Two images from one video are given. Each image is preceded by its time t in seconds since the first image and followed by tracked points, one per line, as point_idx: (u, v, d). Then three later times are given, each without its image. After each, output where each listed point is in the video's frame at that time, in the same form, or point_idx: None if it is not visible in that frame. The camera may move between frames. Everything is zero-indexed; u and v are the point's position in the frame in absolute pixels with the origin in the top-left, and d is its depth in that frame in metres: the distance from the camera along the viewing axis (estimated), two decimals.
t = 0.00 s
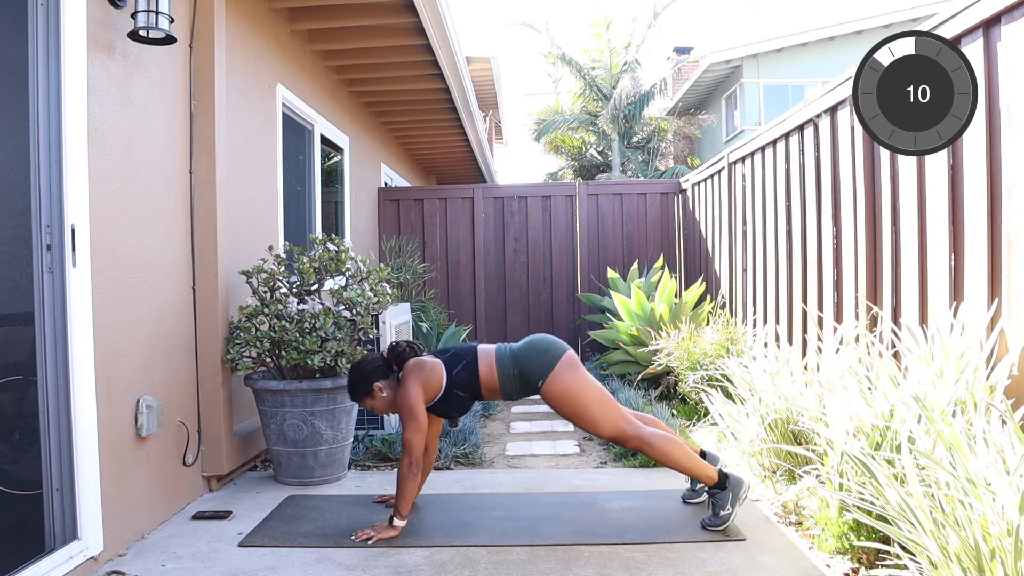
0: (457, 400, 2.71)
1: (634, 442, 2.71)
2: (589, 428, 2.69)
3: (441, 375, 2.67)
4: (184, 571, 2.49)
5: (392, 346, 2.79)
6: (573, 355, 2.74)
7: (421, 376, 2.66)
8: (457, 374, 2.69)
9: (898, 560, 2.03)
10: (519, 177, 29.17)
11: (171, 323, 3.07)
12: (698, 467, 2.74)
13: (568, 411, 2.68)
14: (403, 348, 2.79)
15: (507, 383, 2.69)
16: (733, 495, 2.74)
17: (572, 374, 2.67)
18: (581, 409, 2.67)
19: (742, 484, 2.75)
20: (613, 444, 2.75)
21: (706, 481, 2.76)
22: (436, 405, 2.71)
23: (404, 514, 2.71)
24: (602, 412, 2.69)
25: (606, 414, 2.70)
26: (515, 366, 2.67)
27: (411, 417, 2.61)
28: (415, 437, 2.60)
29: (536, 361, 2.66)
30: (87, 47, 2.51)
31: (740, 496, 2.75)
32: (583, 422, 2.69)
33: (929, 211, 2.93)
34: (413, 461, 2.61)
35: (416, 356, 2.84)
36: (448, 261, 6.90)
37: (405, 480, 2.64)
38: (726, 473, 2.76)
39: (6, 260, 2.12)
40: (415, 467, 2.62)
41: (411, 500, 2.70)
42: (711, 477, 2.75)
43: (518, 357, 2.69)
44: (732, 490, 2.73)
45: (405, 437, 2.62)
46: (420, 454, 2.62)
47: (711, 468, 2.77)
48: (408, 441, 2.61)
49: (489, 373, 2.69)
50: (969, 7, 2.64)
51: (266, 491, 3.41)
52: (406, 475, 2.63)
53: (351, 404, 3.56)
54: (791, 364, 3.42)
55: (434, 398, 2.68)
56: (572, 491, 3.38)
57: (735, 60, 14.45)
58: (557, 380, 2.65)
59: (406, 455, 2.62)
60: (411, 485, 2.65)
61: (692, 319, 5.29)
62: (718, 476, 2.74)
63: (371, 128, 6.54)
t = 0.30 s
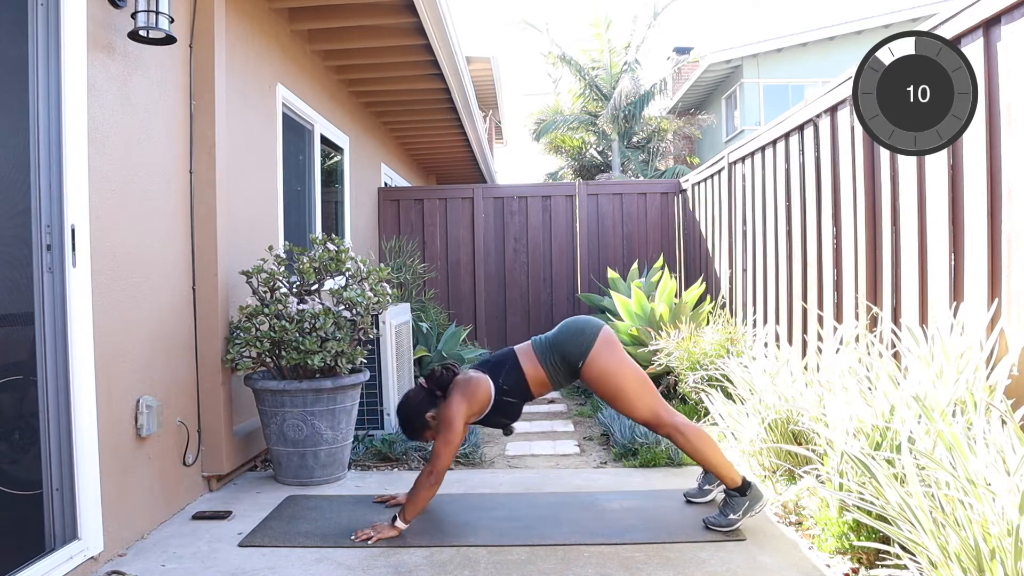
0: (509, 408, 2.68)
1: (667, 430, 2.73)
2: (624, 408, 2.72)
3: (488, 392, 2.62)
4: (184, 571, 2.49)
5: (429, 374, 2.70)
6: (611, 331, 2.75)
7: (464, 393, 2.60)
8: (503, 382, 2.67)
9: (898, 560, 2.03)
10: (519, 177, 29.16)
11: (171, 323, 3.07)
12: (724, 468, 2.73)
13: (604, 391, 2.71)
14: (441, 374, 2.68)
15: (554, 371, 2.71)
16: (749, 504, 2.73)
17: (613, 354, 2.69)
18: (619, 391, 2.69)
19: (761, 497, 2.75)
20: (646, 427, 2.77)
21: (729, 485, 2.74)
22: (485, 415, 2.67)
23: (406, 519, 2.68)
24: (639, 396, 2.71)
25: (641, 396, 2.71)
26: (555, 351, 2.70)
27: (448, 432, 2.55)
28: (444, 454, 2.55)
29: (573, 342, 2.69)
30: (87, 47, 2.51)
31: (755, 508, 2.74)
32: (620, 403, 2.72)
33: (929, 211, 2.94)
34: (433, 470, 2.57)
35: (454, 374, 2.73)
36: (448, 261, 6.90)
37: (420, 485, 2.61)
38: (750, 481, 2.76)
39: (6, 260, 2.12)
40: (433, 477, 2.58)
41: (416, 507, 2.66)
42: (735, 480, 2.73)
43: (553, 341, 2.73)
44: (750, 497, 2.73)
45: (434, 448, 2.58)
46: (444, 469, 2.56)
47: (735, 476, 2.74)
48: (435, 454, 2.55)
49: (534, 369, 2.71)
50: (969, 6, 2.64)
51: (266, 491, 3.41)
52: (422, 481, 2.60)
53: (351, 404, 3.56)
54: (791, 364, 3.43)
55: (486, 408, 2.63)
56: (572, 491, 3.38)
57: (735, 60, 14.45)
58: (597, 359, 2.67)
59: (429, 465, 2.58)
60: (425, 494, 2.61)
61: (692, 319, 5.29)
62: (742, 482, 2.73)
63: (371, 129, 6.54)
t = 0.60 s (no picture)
0: (548, 429, 2.75)
1: (681, 427, 2.73)
2: (640, 403, 2.72)
3: (525, 419, 2.67)
4: (184, 570, 2.49)
5: (464, 404, 2.79)
6: (623, 323, 2.74)
7: (500, 419, 2.65)
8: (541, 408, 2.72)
9: (898, 560, 2.03)
10: (519, 177, 29.14)
11: (171, 323, 3.07)
12: (735, 471, 2.72)
13: (621, 384, 2.71)
14: (474, 405, 2.77)
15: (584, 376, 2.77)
16: (755, 508, 2.72)
17: (629, 347, 2.70)
18: (636, 386, 2.69)
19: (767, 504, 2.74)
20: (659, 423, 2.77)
21: (736, 487, 2.73)
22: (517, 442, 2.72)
23: (410, 522, 2.70)
24: (656, 391, 2.71)
25: (656, 389, 2.71)
26: (577, 352, 2.73)
27: (476, 453, 2.58)
28: (467, 473, 2.58)
29: (591, 340, 2.70)
30: (87, 47, 2.51)
31: (760, 514, 2.74)
32: (636, 397, 2.71)
33: (929, 210, 2.93)
34: (451, 486, 2.59)
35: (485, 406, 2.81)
36: (448, 261, 6.90)
37: (434, 497, 2.63)
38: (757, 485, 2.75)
39: (6, 260, 2.12)
40: (448, 492, 2.60)
41: (422, 517, 2.67)
42: (744, 484, 2.72)
43: (571, 342, 2.77)
44: (756, 502, 2.72)
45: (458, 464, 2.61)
46: (463, 487, 2.59)
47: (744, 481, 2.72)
48: (457, 470, 2.58)
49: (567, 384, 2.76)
50: (969, 7, 2.64)
51: (266, 491, 3.41)
52: (437, 493, 2.62)
53: (351, 404, 3.56)
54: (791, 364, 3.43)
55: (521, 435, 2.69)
56: (573, 491, 3.38)
57: (735, 61, 14.45)
58: (614, 354, 2.68)
59: (449, 481, 2.61)
60: (434, 506, 2.63)
61: (692, 319, 5.29)
62: (750, 486, 2.72)
63: (371, 129, 6.54)
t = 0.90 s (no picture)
0: (563, 444, 2.76)
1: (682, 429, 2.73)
2: (640, 405, 2.72)
3: (538, 437, 2.69)
4: (184, 571, 2.49)
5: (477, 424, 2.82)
6: (620, 327, 2.73)
7: (514, 436, 2.68)
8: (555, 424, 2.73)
9: (898, 560, 2.03)
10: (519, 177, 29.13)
11: (171, 323, 3.07)
12: (735, 472, 2.72)
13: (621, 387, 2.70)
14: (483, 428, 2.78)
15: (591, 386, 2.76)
16: (756, 509, 2.72)
17: (627, 350, 2.69)
18: (635, 388, 2.69)
19: (767, 504, 2.74)
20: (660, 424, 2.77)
21: (737, 488, 2.73)
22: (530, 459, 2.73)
23: (410, 523, 2.71)
24: (655, 393, 2.71)
25: (655, 390, 2.70)
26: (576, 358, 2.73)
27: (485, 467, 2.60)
28: (473, 486, 2.59)
29: (588, 345, 2.69)
30: (87, 47, 2.51)
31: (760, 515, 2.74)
32: (636, 398, 2.71)
33: (929, 210, 2.93)
34: (456, 497, 2.62)
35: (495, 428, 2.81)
36: (448, 261, 6.90)
37: (437, 505, 2.66)
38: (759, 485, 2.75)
39: (5, 260, 2.12)
40: (452, 502, 2.63)
41: (422, 520, 2.69)
42: (745, 485, 2.72)
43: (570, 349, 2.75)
44: (757, 503, 2.72)
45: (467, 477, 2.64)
46: (468, 499, 2.61)
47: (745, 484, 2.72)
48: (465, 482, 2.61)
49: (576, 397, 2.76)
50: (969, 7, 2.64)
51: (266, 491, 3.41)
52: (441, 502, 2.65)
53: (351, 404, 3.56)
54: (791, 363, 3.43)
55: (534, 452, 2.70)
56: (573, 491, 3.38)
57: (736, 61, 14.46)
58: (611, 357, 2.67)
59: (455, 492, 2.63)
60: (437, 514, 2.66)
61: (692, 319, 5.29)
62: (751, 486, 2.72)
63: (371, 129, 6.54)
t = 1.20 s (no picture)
0: (537, 422, 2.74)
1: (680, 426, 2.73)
2: (639, 402, 2.73)
3: (515, 410, 2.66)
4: (184, 571, 2.49)
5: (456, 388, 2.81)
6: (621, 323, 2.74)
7: (491, 409, 2.64)
8: (533, 400, 2.72)
9: (898, 560, 2.03)
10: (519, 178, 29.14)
11: (171, 323, 3.07)
12: (731, 469, 2.72)
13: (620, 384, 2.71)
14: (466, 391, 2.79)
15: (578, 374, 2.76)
16: (753, 505, 2.73)
17: (627, 346, 2.70)
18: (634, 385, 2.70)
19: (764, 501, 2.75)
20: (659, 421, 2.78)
21: (734, 485, 2.73)
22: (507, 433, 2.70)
23: (410, 520, 2.69)
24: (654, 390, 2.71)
25: (654, 388, 2.71)
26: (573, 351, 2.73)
27: (468, 444, 2.58)
28: (460, 465, 2.57)
29: (587, 340, 2.70)
30: (87, 47, 2.51)
31: (757, 512, 2.74)
32: (635, 396, 2.72)
33: (929, 210, 2.93)
34: (445, 480, 2.58)
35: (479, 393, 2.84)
36: (448, 261, 6.90)
37: (429, 493, 2.62)
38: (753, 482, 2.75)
39: (5, 260, 2.12)
40: (443, 487, 2.59)
41: (420, 513, 2.66)
42: (741, 481, 2.72)
43: (568, 340, 2.75)
44: (754, 500, 2.72)
45: (451, 458, 2.60)
46: (457, 480, 2.57)
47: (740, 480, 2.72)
48: (451, 463, 2.58)
49: (560, 380, 2.75)
50: (969, 7, 2.64)
51: (266, 491, 3.41)
52: (432, 489, 2.61)
53: (351, 404, 3.56)
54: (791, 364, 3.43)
55: (510, 427, 2.67)
56: (573, 491, 3.38)
57: (735, 60, 14.46)
58: (612, 354, 2.68)
59: (443, 476, 2.60)
60: (431, 502, 2.62)
61: (692, 319, 5.29)
62: (747, 483, 2.72)
63: (371, 129, 6.54)
